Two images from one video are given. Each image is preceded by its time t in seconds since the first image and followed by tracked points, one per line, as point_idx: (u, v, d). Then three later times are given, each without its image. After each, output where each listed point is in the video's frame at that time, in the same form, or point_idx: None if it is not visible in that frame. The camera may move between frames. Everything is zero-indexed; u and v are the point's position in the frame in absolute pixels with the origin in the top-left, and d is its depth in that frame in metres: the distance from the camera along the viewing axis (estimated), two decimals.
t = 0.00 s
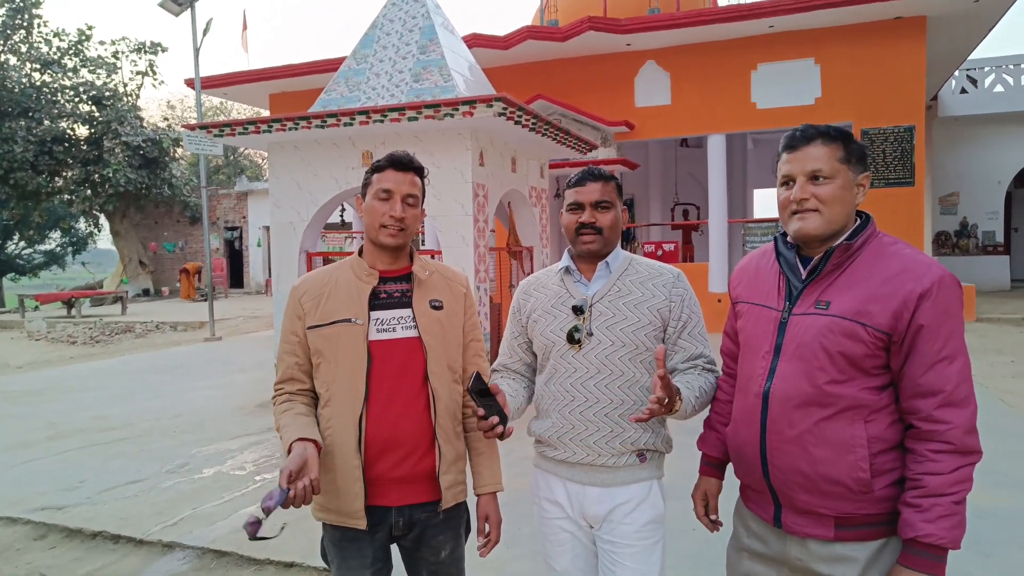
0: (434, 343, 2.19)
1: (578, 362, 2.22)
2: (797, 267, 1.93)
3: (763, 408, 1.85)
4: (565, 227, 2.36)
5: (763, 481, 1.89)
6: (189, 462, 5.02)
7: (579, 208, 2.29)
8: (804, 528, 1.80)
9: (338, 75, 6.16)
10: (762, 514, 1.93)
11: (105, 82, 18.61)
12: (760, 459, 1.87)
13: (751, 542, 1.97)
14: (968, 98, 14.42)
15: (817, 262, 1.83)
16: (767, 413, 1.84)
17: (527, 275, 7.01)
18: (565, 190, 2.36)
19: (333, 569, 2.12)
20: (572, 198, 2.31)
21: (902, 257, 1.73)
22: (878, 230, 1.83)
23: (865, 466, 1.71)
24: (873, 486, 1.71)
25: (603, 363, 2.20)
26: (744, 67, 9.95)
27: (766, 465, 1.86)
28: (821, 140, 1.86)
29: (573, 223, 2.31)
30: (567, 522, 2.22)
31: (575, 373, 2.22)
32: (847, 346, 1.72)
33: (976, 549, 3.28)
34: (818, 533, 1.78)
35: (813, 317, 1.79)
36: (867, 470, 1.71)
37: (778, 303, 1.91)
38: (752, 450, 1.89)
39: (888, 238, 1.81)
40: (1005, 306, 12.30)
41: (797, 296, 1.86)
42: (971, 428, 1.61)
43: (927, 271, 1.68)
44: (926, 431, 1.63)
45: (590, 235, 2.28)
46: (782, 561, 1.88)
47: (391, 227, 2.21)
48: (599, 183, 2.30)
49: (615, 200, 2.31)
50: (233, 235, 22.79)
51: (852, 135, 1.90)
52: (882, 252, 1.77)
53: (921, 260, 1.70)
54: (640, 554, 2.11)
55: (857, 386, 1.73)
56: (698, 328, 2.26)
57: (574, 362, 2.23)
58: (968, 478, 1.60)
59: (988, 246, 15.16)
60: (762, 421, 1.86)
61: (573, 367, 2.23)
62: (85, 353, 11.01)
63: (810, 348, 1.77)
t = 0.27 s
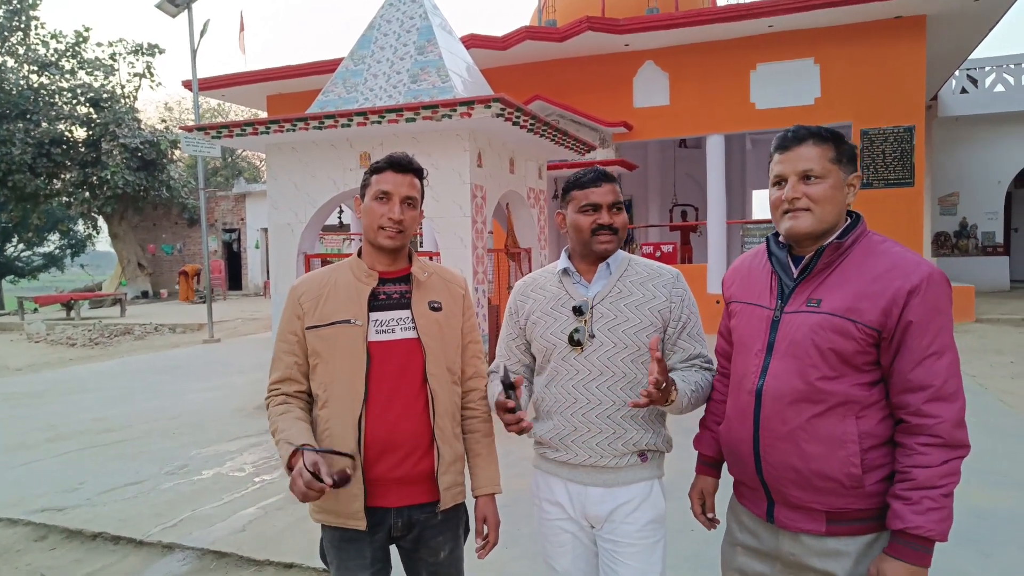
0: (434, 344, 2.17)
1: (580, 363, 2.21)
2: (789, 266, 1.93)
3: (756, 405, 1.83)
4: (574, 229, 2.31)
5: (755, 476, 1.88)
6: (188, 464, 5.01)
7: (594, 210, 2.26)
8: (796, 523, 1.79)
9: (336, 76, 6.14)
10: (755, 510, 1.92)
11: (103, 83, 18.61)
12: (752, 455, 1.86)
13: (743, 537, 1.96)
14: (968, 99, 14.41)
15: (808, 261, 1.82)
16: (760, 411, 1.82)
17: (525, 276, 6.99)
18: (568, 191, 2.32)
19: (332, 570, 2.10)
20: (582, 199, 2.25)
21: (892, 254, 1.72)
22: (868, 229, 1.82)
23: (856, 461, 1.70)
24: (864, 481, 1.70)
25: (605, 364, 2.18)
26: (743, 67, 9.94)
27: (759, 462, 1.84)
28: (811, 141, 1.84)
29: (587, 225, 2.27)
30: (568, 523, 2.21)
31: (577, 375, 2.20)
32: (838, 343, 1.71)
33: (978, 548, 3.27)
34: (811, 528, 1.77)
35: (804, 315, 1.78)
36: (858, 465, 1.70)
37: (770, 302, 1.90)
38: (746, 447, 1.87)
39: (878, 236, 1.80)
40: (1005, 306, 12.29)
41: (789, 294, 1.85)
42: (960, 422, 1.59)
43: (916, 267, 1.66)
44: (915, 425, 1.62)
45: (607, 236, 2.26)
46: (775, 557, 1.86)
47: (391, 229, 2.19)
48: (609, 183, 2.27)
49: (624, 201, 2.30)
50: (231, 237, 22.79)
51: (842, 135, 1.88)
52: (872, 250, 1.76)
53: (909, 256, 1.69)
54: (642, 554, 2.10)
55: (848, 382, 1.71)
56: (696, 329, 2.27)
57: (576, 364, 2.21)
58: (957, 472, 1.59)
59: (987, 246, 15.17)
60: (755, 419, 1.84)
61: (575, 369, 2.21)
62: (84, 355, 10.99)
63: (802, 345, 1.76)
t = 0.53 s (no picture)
0: (436, 346, 2.17)
1: (582, 367, 2.20)
2: (776, 266, 1.95)
3: (749, 403, 1.85)
4: (574, 230, 2.28)
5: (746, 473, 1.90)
6: (186, 467, 4.99)
7: (599, 211, 2.24)
8: (787, 517, 1.81)
9: (333, 77, 6.13)
10: (746, 504, 1.93)
11: (98, 86, 18.58)
12: (744, 452, 1.88)
13: (735, 531, 1.98)
14: (964, 99, 14.44)
15: (794, 261, 1.86)
16: (752, 409, 1.84)
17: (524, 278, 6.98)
18: (568, 193, 2.30)
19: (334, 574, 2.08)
20: (585, 199, 2.24)
21: (873, 253, 1.77)
22: (850, 229, 1.87)
23: (847, 455, 1.73)
24: (854, 475, 1.73)
25: (607, 367, 2.18)
26: (739, 68, 9.96)
27: (752, 458, 1.86)
28: (796, 144, 1.86)
29: (591, 226, 2.24)
30: (569, 525, 2.20)
31: (579, 379, 2.20)
32: (826, 339, 1.74)
33: (977, 548, 3.28)
34: (802, 522, 1.79)
35: (794, 313, 1.81)
36: (849, 459, 1.73)
37: (760, 302, 1.92)
38: (739, 444, 1.89)
39: (859, 236, 1.85)
40: (1001, 306, 12.32)
41: (778, 294, 1.88)
42: (944, 412, 1.63)
43: (899, 265, 1.71)
44: (901, 417, 1.66)
45: (610, 237, 2.25)
46: (767, 551, 1.88)
47: (393, 231, 2.18)
48: (610, 186, 2.27)
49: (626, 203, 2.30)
50: (228, 239, 22.75)
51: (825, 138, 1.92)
52: (854, 249, 1.81)
53: (891, 255, 1.74)
54: (643, 554, 2.10)
55: (837, 378, 1.74)
56: (692, 330, 2.29)
57: (578, 368, 2.20)
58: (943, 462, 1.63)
59: (983, 246, 15.21)
60: (748, 416, 1.86)
61: (576, 373, 2.20)
62: (81, 359, 10.96)
63: (793, 343, 1.78)
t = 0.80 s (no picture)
0: (435, 343, 2.16)
1: (581, 364, 2.19)
2: (767, 262, 1.95)
3: (744, 397, 1.85)
4: (574, 228, 2.27)
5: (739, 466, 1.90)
6: (183, 466, 4.97)
7: (598, 206, 2.23)
8: (781, 507, 1.81)
9: (330, 76, 6.11)
10: (739, 496, 1.93)
11: (93, 84, 18.50)
12: (739, 445, 1.88)
13: (728, 519, 1.98)
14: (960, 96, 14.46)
15: (785, 256, 1.87)
16: (748, 402, 1.84)
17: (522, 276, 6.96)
18: (566, 189, 2.29)
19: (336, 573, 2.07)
20: (584, 196, 2.23)
21: (862, 247, 1.79)
22: (836, 225, 1.88)
23: (841, 445, 1.74)
24: (848, 465, 1.74)
25: (606, 364, 2.17)
26: (736, 66, 9.96)
27: (747, 451, 1.85)
28: (782, 143, 1.89)
29: (591, 222, 2.23)
30: (568, 523, 2.19)
31: (577, 376, 2.19)
32: (820, 331, 1.75)
33: (977, 545, 3.28)
34: (796, 512, 1.79)
35: (787, 308, 1.82)
36: (842, 449, 1.74)
37: (752, 298, 1.91)
38: (733, 437, 1.89)
39: (846, 231, 1.87)
40: (998, 303, 12.33)
41: (770, 289, 1.88)
42: (933, 399, 1.66)
43: (887, 258, 1.74)
44: (892, 404, 1.68)
45: (611, 233, 2.24)
46: (761, 540, 1.88)
47: (389, 228, 2.17)
48: (609, 181, 2.26)
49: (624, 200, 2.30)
50: (225, 238, 22.69)
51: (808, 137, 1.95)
52: (843, 244, 1.83)
53: (878, 248, 1.76)
54: (645, 550, 2.09)
55: (831, 369, 1.75)
56: (689, 327, 2.29)
57: (576, 365, 2.19)
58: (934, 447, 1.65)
59: (980, 243, 15.23)
60: (743, 409, 1.86)
61: (575, 371, 2.19)
62: (77, 358, 10.93)
63: (787, 336, 1.79)
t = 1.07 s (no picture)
0: (428, 331, 2.16)
1: (574, 352, 2.20)
2: (755, 252, 1.97)
3: (736, 383, 1.87)
4: (567, 217, 2.27)
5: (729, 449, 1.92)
6: (176, 455, 4.96)
7: (594, 194, 2.23)
8: (772, 490, 1.84)
9: (320, 62, 6.05)
10: (730, 480, 1.95)
11: (80, 70, 18.25)
12: (731, 431, 1.90)
13: (716, 499, 2.01)
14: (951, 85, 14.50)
15: (772, 246, 1.89)
16: (739, 388, 1.86)
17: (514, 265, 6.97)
18: (560, 177, 2.28)
19: (331, 561, 2.09)
20: (576, 184, 2.23)
21: (848, 234, 1.82)
22: (821, 214, 1.91)
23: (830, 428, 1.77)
24: (836, 447, 1.77)
25: (598, 352, 2.18)
26: (729, 54, 9.94)
27: (739, 435, 1.88)
28: (764, 134, 1.92)
29: (586, 209, 2.23)
30: (562, 510, 2.21)
31: (569, 364, 2.20)
32: (809, 317, 1.78)
33: (964, 530, 3.33)
34: (786, 494, 1.82)
35: (776, 295, 1.84)
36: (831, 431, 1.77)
37: (742, 286, 1.93)
38: (725, 423, 1.91)
39: (831, 220, 1.89)
40: (986, 291, 12.45)
41: (759, 277, 1.90)
42: (919, 379, 1.69)
43: (872, 244, 1.77)
44: (879, 386, 1.71)
45: (606, 221, 2.25)
46: (751, 521, 1.91)
47: (383, 216, 2.16)
48: (603, 168, 2.26)
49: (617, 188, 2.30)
50: (215, 226, 22.54)
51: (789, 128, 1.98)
52: (829, 232, 1.85)
53: (864, 235, 1.79)
54: (638, 537, 2.12)
55: (821, 354, 1.78)
56: (683, 314, 2.29)
57: (569, 353, 2.20)
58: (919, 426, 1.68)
59: (969, 231, 15.35)
60: (735, 396, 1.88)
61: (568, 358, 2.20)
62: (67, 347, 10.86)
63: (778, 322, 1.82)
